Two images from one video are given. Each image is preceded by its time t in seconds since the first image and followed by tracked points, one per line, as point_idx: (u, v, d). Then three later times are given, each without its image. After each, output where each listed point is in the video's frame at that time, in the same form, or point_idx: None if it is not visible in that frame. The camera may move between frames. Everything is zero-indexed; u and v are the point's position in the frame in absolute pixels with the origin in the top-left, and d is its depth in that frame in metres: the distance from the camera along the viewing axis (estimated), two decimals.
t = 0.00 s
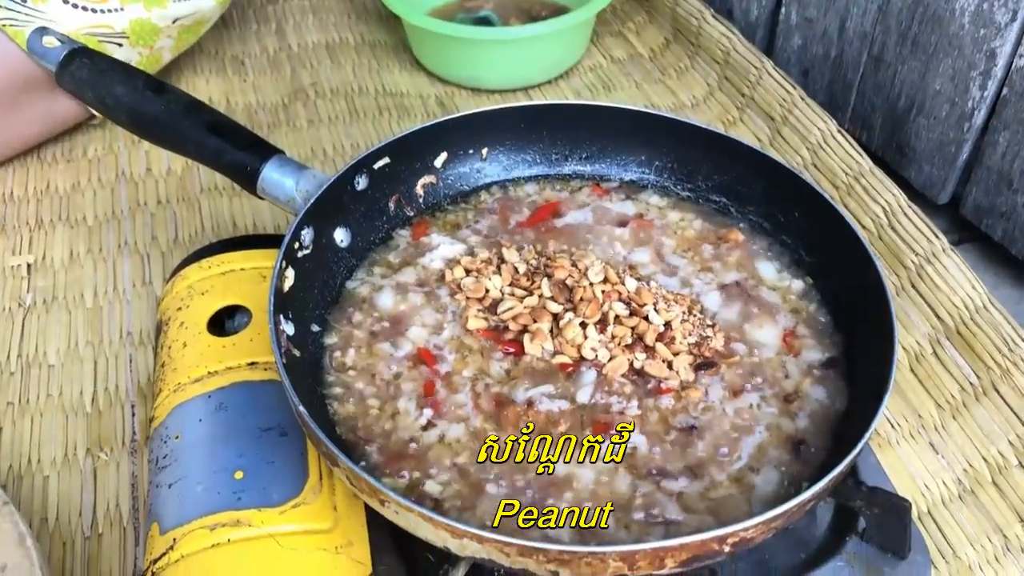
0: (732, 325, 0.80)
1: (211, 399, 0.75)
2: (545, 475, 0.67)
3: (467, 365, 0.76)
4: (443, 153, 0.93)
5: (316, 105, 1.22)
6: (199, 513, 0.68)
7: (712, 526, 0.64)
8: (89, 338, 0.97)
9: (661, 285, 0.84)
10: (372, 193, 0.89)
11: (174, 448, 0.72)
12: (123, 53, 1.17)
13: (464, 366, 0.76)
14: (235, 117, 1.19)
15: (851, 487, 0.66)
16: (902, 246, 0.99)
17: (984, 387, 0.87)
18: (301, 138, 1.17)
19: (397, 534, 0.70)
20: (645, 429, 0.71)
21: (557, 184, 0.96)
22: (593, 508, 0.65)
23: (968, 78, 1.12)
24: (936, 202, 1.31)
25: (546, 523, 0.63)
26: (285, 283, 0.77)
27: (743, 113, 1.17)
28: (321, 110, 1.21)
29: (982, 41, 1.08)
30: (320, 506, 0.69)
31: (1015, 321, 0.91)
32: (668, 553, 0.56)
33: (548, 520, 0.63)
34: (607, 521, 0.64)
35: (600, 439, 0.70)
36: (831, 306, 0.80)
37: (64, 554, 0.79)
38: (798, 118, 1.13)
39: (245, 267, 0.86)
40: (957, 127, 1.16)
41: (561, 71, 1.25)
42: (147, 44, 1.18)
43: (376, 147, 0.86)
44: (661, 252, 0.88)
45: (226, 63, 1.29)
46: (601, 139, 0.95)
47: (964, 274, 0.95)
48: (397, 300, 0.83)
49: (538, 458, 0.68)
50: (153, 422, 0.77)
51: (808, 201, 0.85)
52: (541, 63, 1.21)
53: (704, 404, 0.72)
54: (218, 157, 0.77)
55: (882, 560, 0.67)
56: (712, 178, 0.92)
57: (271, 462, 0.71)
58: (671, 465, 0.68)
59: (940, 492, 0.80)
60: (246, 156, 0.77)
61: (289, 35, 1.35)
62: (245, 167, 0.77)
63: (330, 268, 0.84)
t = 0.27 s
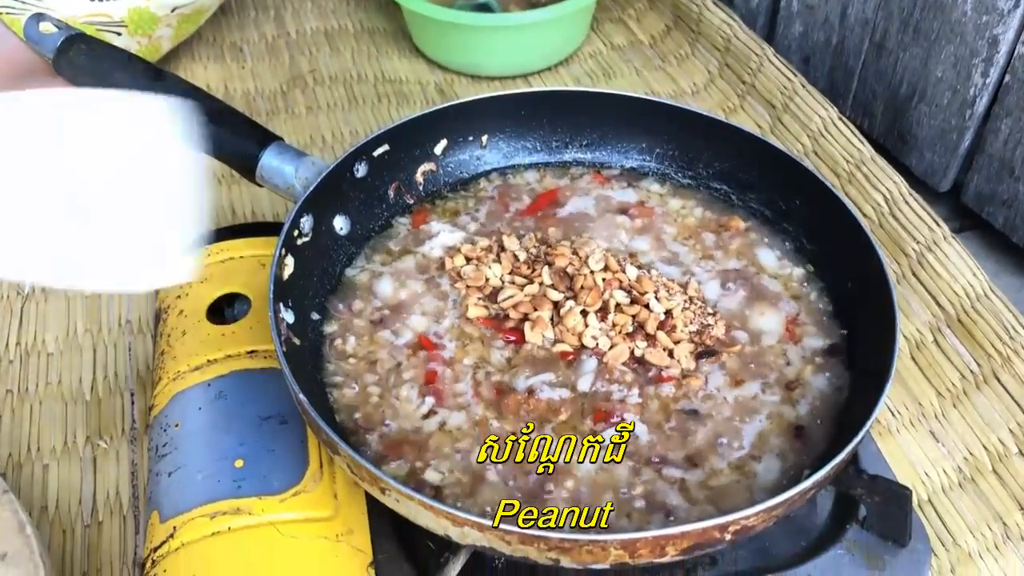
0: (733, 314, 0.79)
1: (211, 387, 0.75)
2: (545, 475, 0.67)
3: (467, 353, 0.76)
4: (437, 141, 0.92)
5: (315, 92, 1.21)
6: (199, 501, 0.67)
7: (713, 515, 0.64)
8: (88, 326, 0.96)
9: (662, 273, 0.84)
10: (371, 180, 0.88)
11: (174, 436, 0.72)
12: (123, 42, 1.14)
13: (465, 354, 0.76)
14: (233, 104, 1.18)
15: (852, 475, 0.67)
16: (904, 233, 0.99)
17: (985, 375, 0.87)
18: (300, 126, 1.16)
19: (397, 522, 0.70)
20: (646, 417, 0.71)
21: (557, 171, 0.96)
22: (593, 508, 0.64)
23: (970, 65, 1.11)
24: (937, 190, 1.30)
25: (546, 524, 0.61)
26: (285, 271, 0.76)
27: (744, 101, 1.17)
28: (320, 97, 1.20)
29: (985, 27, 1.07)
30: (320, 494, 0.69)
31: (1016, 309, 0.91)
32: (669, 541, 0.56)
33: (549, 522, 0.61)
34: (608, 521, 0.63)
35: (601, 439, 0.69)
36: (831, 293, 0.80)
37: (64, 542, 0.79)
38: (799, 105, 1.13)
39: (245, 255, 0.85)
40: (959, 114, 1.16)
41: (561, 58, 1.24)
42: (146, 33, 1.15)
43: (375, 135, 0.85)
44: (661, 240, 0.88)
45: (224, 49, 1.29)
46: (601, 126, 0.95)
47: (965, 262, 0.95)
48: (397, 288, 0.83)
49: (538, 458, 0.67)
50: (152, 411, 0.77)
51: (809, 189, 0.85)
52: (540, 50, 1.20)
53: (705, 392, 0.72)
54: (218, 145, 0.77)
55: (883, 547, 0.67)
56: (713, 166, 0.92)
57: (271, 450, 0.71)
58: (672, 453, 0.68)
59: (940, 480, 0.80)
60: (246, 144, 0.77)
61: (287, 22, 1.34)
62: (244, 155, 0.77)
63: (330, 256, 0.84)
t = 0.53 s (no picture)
0: (732, 308, 0.80)
1: (210, 380, 0.75)
2: (545, 475, 0.66)
3: (466, 347, 0.76)
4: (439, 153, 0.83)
5: (313, 85, 1.21)
6: (199, 494, 0.68)
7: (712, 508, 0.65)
8: (87, 319, 0.96)
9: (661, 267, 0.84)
10: (369, 173, 0.88)
11: (173, 429, 0.72)
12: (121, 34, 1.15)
13: (463, 348, 0.76)
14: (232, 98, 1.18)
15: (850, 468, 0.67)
16: (902, 227, 0.99)
17: (982, 368, 0.87)
18: (298, 119, 1.16)
19: (396, 516, 0.70)
20: (644, 411, 0.71)
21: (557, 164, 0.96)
22: (594, 510, 0.63)
23: (969, 58, 1.11)
24: (936, 183, 1.30)
25: (546, 526, 0.57)
26: (284, 264, 0.76)
27: (743, 94, 1.17)
28: (319, 90, 1.20)
29: (983, 20, 1.08)
30: (320, 487, 0.69)
31: (1014, 302, 0.92)
32: (668, 533, 0.56)
33: (549, 521, 0.57)
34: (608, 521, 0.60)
35: (601, 439, 0.68)
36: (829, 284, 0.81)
37: (64, 535, 0.79)
38: (798, 98, 1.13)
39: (244, 248, 0.85)
40: (958, 108, 1.16)
41: (559, 51, 1.24)
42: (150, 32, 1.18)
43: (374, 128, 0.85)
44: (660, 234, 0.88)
45: (222, 42, 1.28)
46: (600, 120, 0.95)
47: (963, 255, 0.95)
48: (395, 280, 0.83)
49: (538, 458, 0.67)
50: (152, 404, 0.77)
51: (807, 185, 0.85)
52: (539, 44, 1.20)
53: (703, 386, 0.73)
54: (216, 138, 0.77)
55: (881, 540, 0.67)
56: (712, 159, 0.92)
57: (270, 443, 0.71)
58: (670, 446, 0.68)
59: (938, 473, 0.80)
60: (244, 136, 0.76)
61: (286, 15, 1.33)
62: (243, 147, 0.76)
63: (329, 250, 0.84)
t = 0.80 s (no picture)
0: (730, 306, 0.80)
1: (209, 378, 0.75)
2: (545, 476, 0.66)
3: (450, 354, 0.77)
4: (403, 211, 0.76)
5: (312, 83, 1.21)
6: (197, 491, 0.68)
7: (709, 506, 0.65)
8: (86, 317, 0.96)
9: (659, 266, 0.84)
10: (368, 170, 0.89)
11: (172, 426, 0.72)
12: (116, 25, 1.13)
13: (462, 347, 0.76)
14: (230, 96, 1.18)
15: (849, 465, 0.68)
16: (900, 224, 0.99)
17: (980, 365, 0.87)
18: (296, 116, 1.15)
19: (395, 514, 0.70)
20: (642, 409, 0.71)
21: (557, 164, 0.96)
22: (593, 509, 0.63)
23: (967, 55, 1.11)
24: (934, 180, 1.30)
25: (545, 524, 0.57)
26: (281, 262, 0.77)
27: (741, 91, 1.17)
28: (317, 87, 1.20)
29: (981, 18, 1.07)
30: (318, 485, 0.69)
31: (1012, 299, 0.92)
32: (663, 531, 0.56)
33: (548, 520, 0.57)
34: (608, 521, 0.59)
35: (601, 439, 0.69)
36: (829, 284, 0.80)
37: (63, 533, 0.79)
38: (797, 96, 1.13)
39: (242, 246, 0.86)
40: (955, 105, 1.16)
41: (558, 49, 1.24)
42: (150, 33, 1.17)
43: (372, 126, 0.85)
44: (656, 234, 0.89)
45: (220, 40, 1.28)
46: (598, 119, 0.95)
47: (962, 252, 0.95)
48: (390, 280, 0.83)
49: (538, 458, 0.67)
50: (150, 402, 0.77)
51: (803, 184, 0.85)
52: (537, 42, 1.20)
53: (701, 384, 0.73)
54: (214, 136, 0.77)
55: (879, 537, 0.67)
56: (711, 158, 0.92)
57: (269, 441, 0.71)
58: (668, 445, 0.68)
59: (936, 469, 0.80)
60: (243, 133, 0.76)
61: (284, 12, 1.33)
62: (242, 145, 0.76)
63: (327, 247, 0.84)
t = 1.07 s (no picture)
0: (725, 306, 0.80)
1: (204, 378, 0.75)
2: (544, 476, 0.67)
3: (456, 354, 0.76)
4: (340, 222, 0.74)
5: (308, 82, 1.21)
6: (193, 492, 0.68)
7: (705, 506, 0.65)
8: (82, 318, 0.96)
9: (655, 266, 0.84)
10: (363, 172, 0.89)
11: (167, 428, 0.72)
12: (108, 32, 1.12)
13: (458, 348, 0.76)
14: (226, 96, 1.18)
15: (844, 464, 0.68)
16: (896, 223, 0.99)
17: (977, 363, 0.87)
18: (293, 117, 1.15)
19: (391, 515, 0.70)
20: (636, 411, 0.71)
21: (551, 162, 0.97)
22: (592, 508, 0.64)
23: (962, 54, 1.11)
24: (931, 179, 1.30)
25: (546, 523, 0.57)
26: (279, 264, 0.77)
27: (738, 91, 1.17)
28: (313, 87, 1.20)
29: (977, 16, 1.08)
30: (314, 486, 0.69)
31: (1008, 297, 0.92)
32: (670, 526, 0.56)
33: (550, 519, 0.57)
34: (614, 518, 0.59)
35: (601, 439, 0.69)
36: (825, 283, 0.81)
37: (60, 534, 0.79)
38: (793, 95, 1.13)
39: (238, 247, 0.86)
40: (952, 104, 1.16)
41: (555, 48, 1.24)
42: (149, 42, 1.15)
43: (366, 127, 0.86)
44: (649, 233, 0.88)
45: (216, 40, 1.28)
46: (590, 116, 0.96)
47: (958, 251, 0.95)
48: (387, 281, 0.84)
49: (538, 458, 0.68)
50: (146, 403, 0.77)
51: (796, 176, 0.86)
52: (533, 41, 1.20)
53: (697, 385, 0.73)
54: (208, 139, 0.76)
55: (875, 536, 0.67)
56: (703, 153, 0.93)
57: (265, 441, 0.71)
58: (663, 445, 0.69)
59: (933, 468, 0.80)
60: (236, 136, 0.76)
61: (280, 13, 1.33)
62: (235, 149, 0.76)
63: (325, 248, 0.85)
